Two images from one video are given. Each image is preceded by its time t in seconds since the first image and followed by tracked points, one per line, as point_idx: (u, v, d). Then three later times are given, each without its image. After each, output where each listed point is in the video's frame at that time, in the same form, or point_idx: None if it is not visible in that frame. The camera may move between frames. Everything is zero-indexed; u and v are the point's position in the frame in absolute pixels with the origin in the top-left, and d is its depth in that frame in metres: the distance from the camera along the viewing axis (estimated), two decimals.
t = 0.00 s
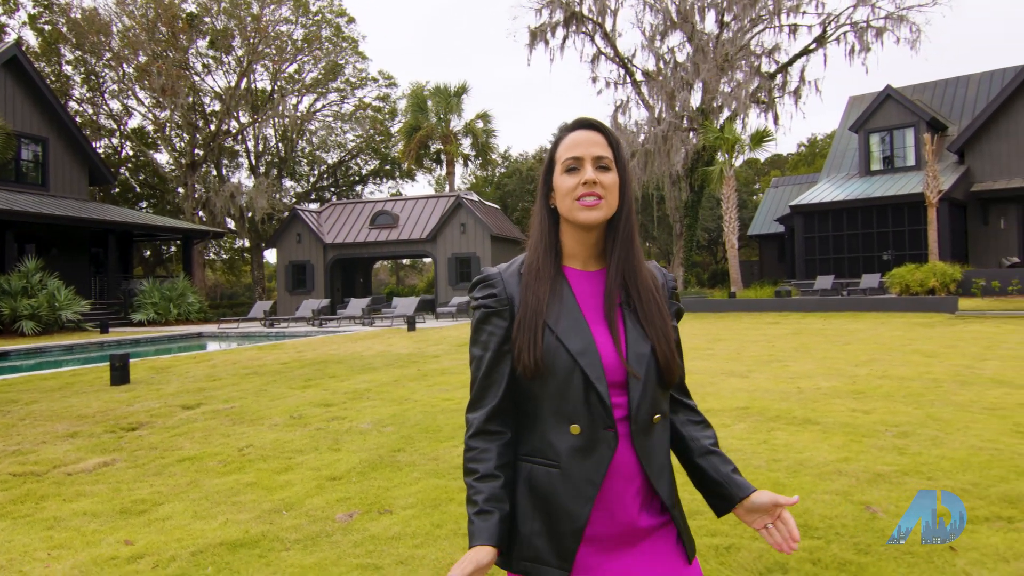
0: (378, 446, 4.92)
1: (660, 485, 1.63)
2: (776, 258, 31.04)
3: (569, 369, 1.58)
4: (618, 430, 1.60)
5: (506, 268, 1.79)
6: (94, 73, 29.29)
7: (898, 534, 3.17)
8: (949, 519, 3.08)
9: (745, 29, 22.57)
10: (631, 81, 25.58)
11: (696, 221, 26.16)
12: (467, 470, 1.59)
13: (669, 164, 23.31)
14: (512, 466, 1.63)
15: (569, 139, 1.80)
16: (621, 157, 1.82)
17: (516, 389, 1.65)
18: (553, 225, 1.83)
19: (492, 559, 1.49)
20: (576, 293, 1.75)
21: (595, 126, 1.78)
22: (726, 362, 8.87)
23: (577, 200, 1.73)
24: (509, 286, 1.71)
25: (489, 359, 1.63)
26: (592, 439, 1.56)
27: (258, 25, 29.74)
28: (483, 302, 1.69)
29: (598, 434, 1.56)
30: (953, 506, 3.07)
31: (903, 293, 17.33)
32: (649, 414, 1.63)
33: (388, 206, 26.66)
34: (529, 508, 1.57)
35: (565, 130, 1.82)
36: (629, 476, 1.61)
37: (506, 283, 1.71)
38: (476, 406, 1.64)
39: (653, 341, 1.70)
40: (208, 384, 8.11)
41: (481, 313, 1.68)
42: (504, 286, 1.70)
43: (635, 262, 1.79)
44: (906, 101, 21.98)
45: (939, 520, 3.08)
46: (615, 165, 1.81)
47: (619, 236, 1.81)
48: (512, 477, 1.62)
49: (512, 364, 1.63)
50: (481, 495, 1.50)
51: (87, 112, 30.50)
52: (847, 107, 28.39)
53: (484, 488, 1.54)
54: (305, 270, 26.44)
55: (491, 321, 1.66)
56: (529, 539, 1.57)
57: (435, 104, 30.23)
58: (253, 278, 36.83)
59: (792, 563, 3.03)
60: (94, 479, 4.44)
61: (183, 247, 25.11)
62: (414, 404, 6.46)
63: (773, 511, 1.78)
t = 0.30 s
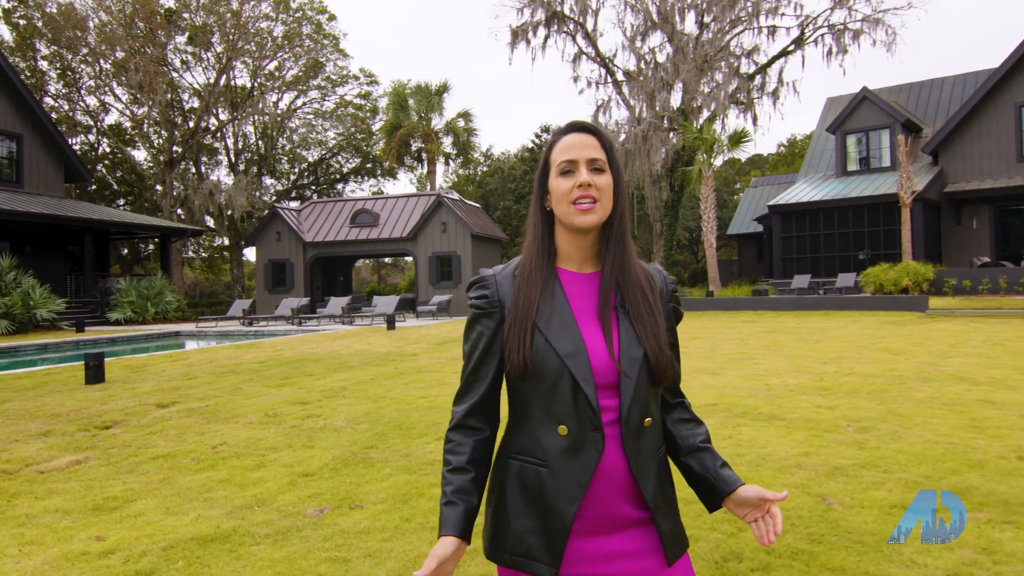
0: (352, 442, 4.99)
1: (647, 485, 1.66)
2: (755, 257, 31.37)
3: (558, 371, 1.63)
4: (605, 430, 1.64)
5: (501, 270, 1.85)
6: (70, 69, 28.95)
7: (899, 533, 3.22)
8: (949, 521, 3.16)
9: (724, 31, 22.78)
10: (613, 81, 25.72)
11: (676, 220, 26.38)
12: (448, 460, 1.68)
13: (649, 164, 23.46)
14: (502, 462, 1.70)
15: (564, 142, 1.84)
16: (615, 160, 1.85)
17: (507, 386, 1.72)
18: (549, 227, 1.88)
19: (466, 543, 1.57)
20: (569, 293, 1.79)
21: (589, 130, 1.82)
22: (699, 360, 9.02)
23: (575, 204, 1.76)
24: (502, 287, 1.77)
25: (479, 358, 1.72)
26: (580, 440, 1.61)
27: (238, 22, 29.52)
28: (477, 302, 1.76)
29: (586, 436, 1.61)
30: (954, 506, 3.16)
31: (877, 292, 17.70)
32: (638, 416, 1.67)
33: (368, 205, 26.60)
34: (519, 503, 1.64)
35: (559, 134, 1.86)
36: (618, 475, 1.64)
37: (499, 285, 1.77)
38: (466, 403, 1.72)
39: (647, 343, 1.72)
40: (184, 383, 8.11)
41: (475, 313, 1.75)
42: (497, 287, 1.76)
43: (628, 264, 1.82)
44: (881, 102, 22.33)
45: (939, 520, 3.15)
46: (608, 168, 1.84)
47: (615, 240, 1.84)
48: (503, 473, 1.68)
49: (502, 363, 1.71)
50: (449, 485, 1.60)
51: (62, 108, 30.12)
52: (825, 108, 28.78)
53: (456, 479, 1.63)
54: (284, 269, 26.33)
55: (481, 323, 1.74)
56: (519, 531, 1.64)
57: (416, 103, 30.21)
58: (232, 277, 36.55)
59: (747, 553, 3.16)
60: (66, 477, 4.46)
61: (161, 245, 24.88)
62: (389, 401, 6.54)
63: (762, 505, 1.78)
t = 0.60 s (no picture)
0: (327, 442, 5.04)
1: (693, 478, 1.65)
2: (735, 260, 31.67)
3: (596, 369, 1.64)
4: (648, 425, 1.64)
5: (531, 278, 1.88)
6: (48, 66, 28.64)
7: (899, 533, 3.27)
8: (949, 521, 3.24)
9: (705, 35, 23.01)
10: (595, 84, 25.91)
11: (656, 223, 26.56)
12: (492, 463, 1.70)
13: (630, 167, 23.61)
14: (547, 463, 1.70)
15: (583, 150, 1.87)
16: (636, 162, 1.88)
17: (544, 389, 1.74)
18: (576, 232, 1.90)
19: (511, 513, 1.58)
20: (601, 294, 1.81)
21: (605, 136, 1.86)
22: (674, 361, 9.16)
23: (597, 207, 1.79)
24: (534, 293, 1.80)
25: (515, 362, 1.74)
26: (625, 436, 1.61)
27: (219, 20, 29.32)
28: (512, 309, 1.79)
29: (630, 430, 1.61)
30: (953, 508, 3.27)
31: (853, 294, 18.00)
32: (679, 409, 1.66)
33: (350, 205, 26.53)
34: (569, 504, 1.64)
35: (578, 143, 1.89)
36: (662, 470, 1.64)
37: (532, 290, 1.80)
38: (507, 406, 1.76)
39: (683, 338, 1.73)
40: (161, 383, 8.09)
41: (511, 320, 1.79)
42: (530, 293, 1.79)
43: (656, 262, 1.84)
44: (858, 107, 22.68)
45: (938, 519, 3.23)
46: (629, 171, 1.87)
47: (641, 241, 1.86)
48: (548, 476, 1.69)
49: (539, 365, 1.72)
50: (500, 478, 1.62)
51: (39, 106, 29.75)
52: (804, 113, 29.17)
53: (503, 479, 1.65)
54: (265, 269, 26.21)
55: (517, 328, 1.77)
56: (571, 533, 1.63)
57: (398, 104, 30.20)
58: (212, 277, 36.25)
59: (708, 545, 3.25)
60: (39, 476, 4.47)
61: (139, 245, 24.63)
62: (366, 401, 6.60)
63: (804, 460, 1.76)
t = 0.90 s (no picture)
0: (300, 441, 5.09)
1: (714, 472, 1.71)
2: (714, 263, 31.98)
3: (617, 365, 1.70)
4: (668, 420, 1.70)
5: (552, 275, 1.94)
6: (23, 63, 28.28)
7: (899, 533, 3.34)
8: (948, 522, 3.33)
9: (684, 40, 23.22)
10: (576, 87, 26.09)
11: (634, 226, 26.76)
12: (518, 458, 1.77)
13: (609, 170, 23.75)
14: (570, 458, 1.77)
15: (603, 150, 1.92)
16: (655, 160, 1.92)
17: (567, 383, 1.80)
18: (596, 231, 1.96)
19: (542, 520, 1.66)
20: (621, 292, 1.87)
21: (626, 136, 1.90)
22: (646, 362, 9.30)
23: (619, 205, 1.83)
24: (554, 291, 1.85)
25: (538, 360, 1.79)
26: (644, 430, 1.67)
27: (198, 18, 29.09)
28: (533, 307, 1.85)
29: (650, 425, 1.67)
30: (952, 508, 3.37)
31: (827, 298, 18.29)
32: (699, 405, 1.72)
33: (329, 206, 26.43)
34: (590, 497, 1.71)
35: (599, 143, 1.94)
36: (682, 462, 1.70)
37: (552, 288, 1.86)
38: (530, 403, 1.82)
39: (703, 334, 1.78)
40: (134, 383, 8.06)
41: (533, 318, 1.84)
42: (550, 292, 1.85)
43: (675, 259, 1.89)
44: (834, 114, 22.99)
45: (939, 519, 3.32)
46: (648, 169, 1.92)
47: (663, 238, 1.90)
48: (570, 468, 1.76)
49: (562, 363, 1.78)
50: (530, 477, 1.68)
51: (13, 103, 29.33)
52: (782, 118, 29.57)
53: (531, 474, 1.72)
54: (242, 269, 26.04)
55: (539, 325, 1.83)
56: (593, 524, 1.70)
57: (379, 105, 30.16)
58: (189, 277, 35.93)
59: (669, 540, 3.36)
60: (9, 475, 4.47)
61: (115, 245, 24.35)
62: (341, 401, 6.65)
63: (829, 520, 1.82)
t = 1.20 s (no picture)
0: (272, 441, 5.12)
1: (686, 475, 1.77)
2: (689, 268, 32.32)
3: (600, 368, 1.73)
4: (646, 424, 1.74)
5: (542, 273, 1.95)
6: None
7: (899, 533, 3.38)
8: (949, 521, 3.36)
9: (662, 47, 23.46)
10: (554, 92, 26.29)
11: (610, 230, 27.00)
12: (502, 456, 1.79)
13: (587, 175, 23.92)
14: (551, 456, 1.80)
15: (596, 151, 1.93)
16: (645, 165, 1.95)
17: (551, 382, 1.82)
18: (585, 231, 1.98)
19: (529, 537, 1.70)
20: (607, 294, 1.90)
21: (619, 139, 1.92)
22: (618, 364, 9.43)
23: (607, 207, 1.85)
24: (544, 289, 1.87)
25: (525, 357, 1.81)
26: (622, 432, 1.71)
27: (175, 17, 28.82)
28: (521, 304, 1.87)
29: (629, 428, 1.71)
30: (953, 508, 3.37)
31: (799, 302, 18.59)
32: (678, 409, 1.76)
33: (306, 207, 26.32)
34: (568, 494, 1.75)
35: (592, 143, 1.95)
36: (658, 463, 1.75)
37: (541, 287, 1.87)
38: (515, 400, 1.83)
39: (682, 341, 1.83)
40: (105, 384, 8.01)
41: (521, 315, 1.85)
42: (540, 290, 1.86)
43: (662, 265, 1.93)
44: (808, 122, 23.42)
45: (938, 519, 3.35)
46: (638, 173, 1.94)
47: (652, 242, 1.95)
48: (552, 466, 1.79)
49: (547, 361, 1.80)
50: (511, 480, 1.72)
51: None
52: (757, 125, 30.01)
53: (514, 473, 1.74)
54: (217, 270, 25.84)
55: (527, 323, 1.84)
56: (567, 521, 1.74)
57: (357, 106, 30.14)
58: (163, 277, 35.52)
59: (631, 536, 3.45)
60: None
61: (87, 245, 24.01)
62: (314, 402, 6.68)
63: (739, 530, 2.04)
